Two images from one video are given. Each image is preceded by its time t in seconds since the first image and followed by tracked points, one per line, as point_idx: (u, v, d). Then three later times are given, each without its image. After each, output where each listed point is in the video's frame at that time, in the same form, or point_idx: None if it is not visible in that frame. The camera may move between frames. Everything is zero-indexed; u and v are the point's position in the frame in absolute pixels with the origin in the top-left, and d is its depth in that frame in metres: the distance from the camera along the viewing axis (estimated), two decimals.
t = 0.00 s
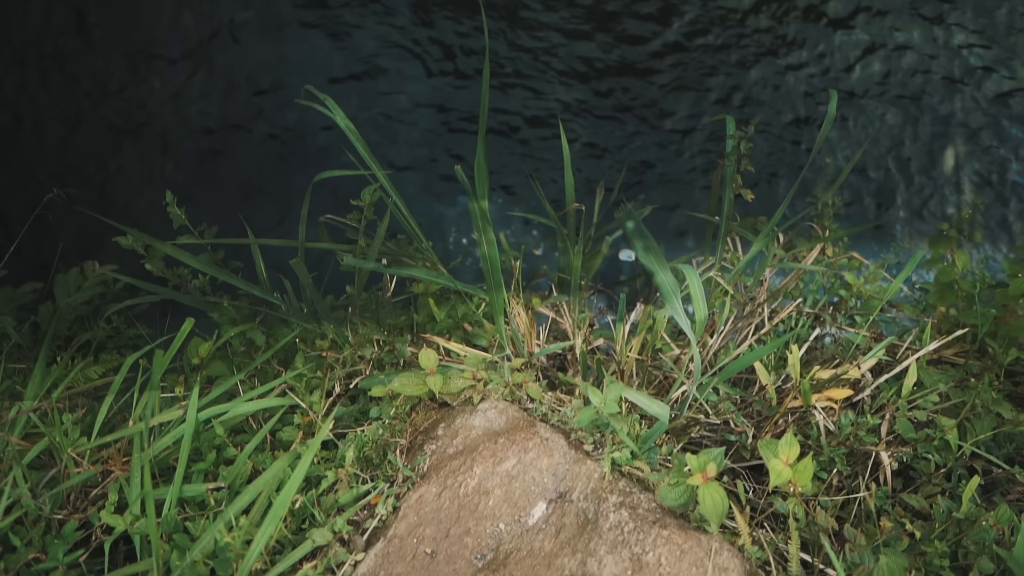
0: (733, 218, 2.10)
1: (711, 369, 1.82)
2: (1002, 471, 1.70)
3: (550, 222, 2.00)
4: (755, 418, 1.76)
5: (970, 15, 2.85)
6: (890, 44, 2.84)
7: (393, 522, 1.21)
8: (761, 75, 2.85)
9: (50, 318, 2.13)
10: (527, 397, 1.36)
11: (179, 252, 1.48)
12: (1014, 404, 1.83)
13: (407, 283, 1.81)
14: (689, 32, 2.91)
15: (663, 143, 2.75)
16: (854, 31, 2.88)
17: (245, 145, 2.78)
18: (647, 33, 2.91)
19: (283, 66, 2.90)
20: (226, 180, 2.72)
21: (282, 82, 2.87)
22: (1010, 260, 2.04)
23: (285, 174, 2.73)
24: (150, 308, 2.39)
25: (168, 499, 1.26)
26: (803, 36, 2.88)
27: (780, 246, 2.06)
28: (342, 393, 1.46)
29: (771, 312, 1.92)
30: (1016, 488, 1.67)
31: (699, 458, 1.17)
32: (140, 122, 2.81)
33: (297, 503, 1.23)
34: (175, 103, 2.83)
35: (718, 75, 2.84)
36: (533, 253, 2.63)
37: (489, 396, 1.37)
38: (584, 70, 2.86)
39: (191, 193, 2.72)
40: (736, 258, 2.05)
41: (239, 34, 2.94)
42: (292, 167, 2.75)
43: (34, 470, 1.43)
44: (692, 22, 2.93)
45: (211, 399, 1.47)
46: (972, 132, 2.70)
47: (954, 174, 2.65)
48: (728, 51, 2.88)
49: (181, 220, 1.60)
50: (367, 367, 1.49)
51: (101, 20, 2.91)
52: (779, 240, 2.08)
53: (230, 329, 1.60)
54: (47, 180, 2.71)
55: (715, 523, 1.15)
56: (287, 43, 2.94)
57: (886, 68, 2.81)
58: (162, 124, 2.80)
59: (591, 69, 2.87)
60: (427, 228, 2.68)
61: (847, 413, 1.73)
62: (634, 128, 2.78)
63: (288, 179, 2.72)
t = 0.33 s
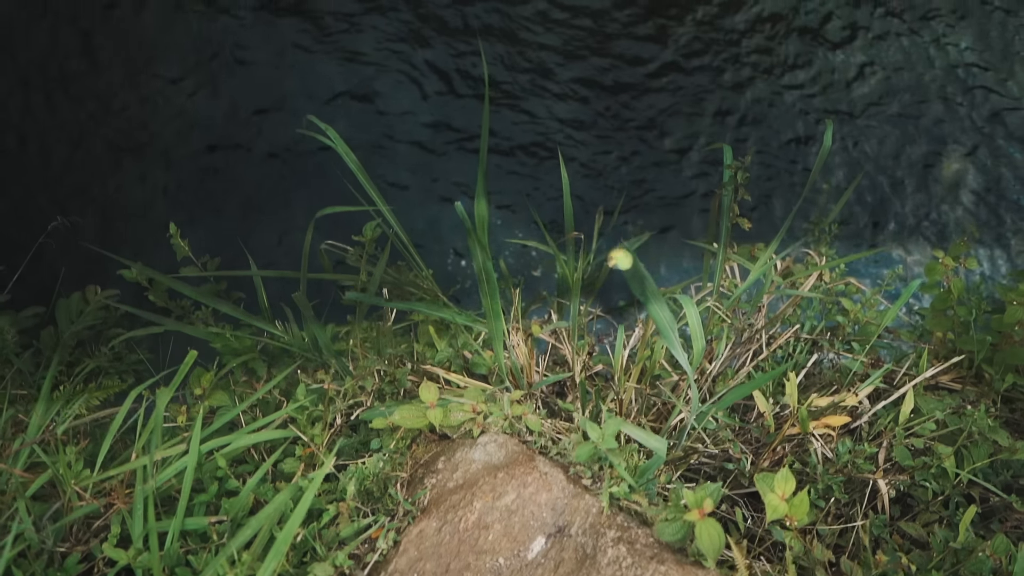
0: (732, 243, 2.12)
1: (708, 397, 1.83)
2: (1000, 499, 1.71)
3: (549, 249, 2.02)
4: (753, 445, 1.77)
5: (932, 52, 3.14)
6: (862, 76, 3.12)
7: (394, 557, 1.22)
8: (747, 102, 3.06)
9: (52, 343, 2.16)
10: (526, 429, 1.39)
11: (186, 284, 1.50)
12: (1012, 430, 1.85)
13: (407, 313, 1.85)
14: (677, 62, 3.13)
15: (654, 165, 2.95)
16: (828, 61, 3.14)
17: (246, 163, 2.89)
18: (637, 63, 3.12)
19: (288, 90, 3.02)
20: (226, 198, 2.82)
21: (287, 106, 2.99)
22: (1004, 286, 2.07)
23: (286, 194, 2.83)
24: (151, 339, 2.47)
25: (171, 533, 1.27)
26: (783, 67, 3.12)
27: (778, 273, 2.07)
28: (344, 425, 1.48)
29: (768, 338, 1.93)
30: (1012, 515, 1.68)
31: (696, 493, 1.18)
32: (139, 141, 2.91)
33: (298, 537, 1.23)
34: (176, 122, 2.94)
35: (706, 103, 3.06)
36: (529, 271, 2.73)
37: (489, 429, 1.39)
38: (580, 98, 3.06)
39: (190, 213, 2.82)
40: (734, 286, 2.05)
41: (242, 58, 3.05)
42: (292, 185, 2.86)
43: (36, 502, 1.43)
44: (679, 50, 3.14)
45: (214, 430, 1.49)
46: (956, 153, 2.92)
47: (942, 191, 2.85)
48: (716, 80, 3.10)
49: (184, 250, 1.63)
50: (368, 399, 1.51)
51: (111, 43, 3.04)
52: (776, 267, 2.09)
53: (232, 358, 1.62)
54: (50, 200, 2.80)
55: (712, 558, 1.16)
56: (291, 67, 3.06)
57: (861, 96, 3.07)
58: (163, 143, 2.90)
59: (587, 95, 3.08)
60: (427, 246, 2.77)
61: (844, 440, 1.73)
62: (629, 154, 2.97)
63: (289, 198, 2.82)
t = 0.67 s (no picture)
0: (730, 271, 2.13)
1: (704, 426, 1.85)
2: (996, 528, 1.74)
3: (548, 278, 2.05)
4: (752, 472, 1.79)
5: (880, 109, 3.59)
6: (820, 129, 3.56)
7: None
8: (718, 152, 3.52)
9: (54, 368, 2.18)
10: (525, 461, 1.41)
11: (190, 316, 1.52)
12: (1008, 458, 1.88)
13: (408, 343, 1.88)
14: (657, 118, 3.59)
15: (637, 205, 3.42)
16: (789, 117, 3.59)
17: (290, 216, 3.44)
18: (621, 120, 3.59)
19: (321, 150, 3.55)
20: (275, 246, 3.38)
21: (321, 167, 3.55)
22: (1001, 314, 2.08)
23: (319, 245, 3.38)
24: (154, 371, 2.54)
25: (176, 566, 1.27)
26: (749, 123, 3.58)
27: (776, 301, 2.08)
28: (345, 456, 1.50)
29: (766, 366, 1.95)
30: (1008, 544, 1.71)
31: (691, 530, 1.19)
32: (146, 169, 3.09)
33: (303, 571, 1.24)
34: (234, 176, 3.51)
35: (682, 153, 3.52)
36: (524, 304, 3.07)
37: (489, 463, 1.41)
38: (572, 149, 3.53)
39: (245, 254, 3.37)
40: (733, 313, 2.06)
41: (283, 125, 3.61)
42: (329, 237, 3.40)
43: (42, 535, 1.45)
44: (659, 109, 3.61)
45: (218, 462, 1.52)
46: (900, 199, 3.39)
47: (889, 233, 3.33)
48: (691, 133, 3.56)
49: (188, 282, 1.65)
50: (369, 431, 1.53)
51: (186, 109, 3.63)
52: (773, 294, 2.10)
53: (234, 389, 1.64)
54: (132, 242, 3.39)
55: None
56: (324, 131, 3.59)
57: (816, 146, 3.53)
58: (224, 194, 3.48)
59: (579, 147, 3.54)
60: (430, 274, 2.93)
61: (842, 468, 1.74)
62: (618, 196, 3.44)
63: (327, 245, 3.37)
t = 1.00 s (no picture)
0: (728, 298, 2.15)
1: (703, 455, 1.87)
2: (993, 557, 1.76)
3: (547, 306, 2.07)
4: (750, 500, 1.81)
5: (876, 129, 3.63)
6: (816, 149, 3.60)
7: None
8: (716, 172, 3.56)
9: (56, 392, 2.19)
10: (524, 493, 1.45)
11: (195, 351, 1.55)
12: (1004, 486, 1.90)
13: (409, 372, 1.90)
14: (655, 139, 3.63)
15: (636, 227, 3.46)
16: (785, 137, 3.63)
17: (292, 237, 3.46)
18: (619, 141, 3.63)
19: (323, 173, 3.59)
20: (277, 268, 3.41)
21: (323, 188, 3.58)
22: (996, 341, 2.10)
23: (322, 267, 3.41)
24: (158, 400, 2.57)
25: None
26: (746, 145, 3.61)
27: (773, 329, 2.10)
28: (346, 487, 1.53)
29: (763, 393, 1.97)
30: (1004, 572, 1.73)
31: (691, 565, 1.23)
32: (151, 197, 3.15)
33: None
34: (234, 197, 3.55)
35: (679, 174, 3.55)
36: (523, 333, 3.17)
37: (488, 495, 1.43)
38: (570, 172, 3.57)
39: (244, 276, 3.40)
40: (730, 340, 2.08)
41: (284, 147, 3.65)
42: (331, 258, 3.43)
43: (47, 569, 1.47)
44: (656, 130, 3.65)
45: (221, 493, 1.54)
46: (896, 220, 3.43)
47: (886, 253, 3.37)
48: (688, 153, 3.59)
49: (192, 314, 1.68)
50: (370, 463, 1.55)
51: (188, 130, 3.68)
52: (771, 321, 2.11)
53: (238, 420, 1.66)
54: (132, 262, 3.43)
55: None
56: (326, 153, 3.63)
57: (813, 165, 3.56)
58: (223, 215, 3.51)
59: (578, 169, 3.58)
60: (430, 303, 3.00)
61: (839, 496, 1.76)
62: (617, 217, 3.48)
63: (330, 267, 3.41)
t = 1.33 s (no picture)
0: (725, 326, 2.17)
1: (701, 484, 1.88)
2: None
3: (545, 335, 2.09)
4: (748, 528, 1.83)
5: (873, 150, 3.67)
6: (814, 170, 3.64)
7: None
8: (714, 193, 3.59)
9: (59, 419, 2.21)
10: (524, 527, 1.49)
11: (199, 384, 1.58)
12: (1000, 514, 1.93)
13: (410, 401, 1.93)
14: (653, 159, 3.67)
15: (634, 249, 3.48)
16: (782, 159, 3.66)
17: (294, 260, 3.49)
18: (618, 162, 3.67)
19: (325, 195, 3.63)
20: (279, 290, 3.44)
21: (324, 208, 3.61)
22: (990, 369, 2.13)
23: (324, 289, 3.44)
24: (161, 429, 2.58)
25: None
26: (743, 167, 3.65)
27: (770, 358, 2.12)
28: (349, 518, 1.56)
29: (761, 421, 1.99)
30: None
31: None
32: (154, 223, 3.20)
33: None
34: (236, 219, 3.58)
35: (678, 195, 3.59)
36: (523, 356, 3.19)
37: (488, 527, 1.46)
38: (569, 195, 3.61)
39: (246, 298, 3.43)
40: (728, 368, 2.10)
41: (288, 168, 3.69)
42: (331, 281, 3.45)
43: None
44: (655, 150, 3.69)
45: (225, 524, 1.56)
46: (893, 241, 3.47)
47: (883, 275, 3.39)
48: (687, 174, 3.63)
49: (197, 347, 1.71)
50: (372, 495, 1.57)
51: (192, 152, 3.73)
52: (767, 350, 2.13)
53: (242, 451, 1.68)
54: (135, 285, 3.46)
55: None
56: (329, 174, 3.68)
57: (811, 186, 3.60)
58: (226, 237, 3.55)
59: (578, 189, 3.62)
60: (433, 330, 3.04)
61: (836, 525, 1.78)
62: (617, 237, 3.51)
63: (331, 289, 3.44)
